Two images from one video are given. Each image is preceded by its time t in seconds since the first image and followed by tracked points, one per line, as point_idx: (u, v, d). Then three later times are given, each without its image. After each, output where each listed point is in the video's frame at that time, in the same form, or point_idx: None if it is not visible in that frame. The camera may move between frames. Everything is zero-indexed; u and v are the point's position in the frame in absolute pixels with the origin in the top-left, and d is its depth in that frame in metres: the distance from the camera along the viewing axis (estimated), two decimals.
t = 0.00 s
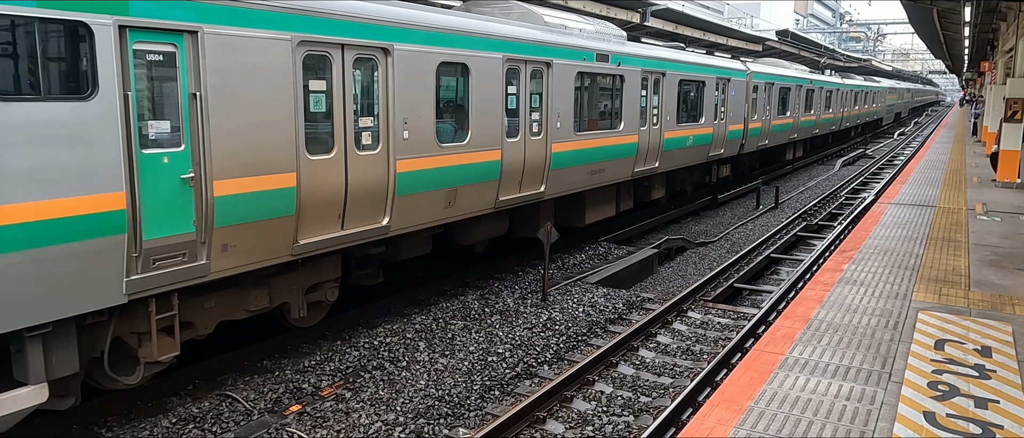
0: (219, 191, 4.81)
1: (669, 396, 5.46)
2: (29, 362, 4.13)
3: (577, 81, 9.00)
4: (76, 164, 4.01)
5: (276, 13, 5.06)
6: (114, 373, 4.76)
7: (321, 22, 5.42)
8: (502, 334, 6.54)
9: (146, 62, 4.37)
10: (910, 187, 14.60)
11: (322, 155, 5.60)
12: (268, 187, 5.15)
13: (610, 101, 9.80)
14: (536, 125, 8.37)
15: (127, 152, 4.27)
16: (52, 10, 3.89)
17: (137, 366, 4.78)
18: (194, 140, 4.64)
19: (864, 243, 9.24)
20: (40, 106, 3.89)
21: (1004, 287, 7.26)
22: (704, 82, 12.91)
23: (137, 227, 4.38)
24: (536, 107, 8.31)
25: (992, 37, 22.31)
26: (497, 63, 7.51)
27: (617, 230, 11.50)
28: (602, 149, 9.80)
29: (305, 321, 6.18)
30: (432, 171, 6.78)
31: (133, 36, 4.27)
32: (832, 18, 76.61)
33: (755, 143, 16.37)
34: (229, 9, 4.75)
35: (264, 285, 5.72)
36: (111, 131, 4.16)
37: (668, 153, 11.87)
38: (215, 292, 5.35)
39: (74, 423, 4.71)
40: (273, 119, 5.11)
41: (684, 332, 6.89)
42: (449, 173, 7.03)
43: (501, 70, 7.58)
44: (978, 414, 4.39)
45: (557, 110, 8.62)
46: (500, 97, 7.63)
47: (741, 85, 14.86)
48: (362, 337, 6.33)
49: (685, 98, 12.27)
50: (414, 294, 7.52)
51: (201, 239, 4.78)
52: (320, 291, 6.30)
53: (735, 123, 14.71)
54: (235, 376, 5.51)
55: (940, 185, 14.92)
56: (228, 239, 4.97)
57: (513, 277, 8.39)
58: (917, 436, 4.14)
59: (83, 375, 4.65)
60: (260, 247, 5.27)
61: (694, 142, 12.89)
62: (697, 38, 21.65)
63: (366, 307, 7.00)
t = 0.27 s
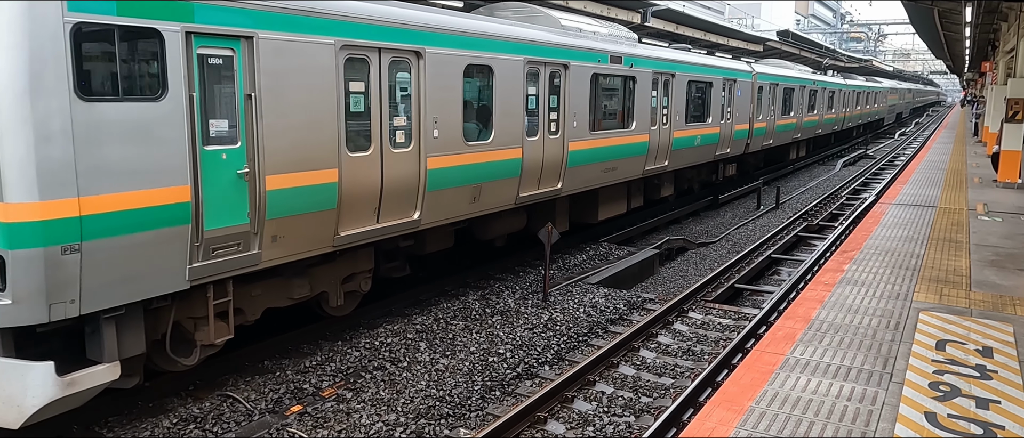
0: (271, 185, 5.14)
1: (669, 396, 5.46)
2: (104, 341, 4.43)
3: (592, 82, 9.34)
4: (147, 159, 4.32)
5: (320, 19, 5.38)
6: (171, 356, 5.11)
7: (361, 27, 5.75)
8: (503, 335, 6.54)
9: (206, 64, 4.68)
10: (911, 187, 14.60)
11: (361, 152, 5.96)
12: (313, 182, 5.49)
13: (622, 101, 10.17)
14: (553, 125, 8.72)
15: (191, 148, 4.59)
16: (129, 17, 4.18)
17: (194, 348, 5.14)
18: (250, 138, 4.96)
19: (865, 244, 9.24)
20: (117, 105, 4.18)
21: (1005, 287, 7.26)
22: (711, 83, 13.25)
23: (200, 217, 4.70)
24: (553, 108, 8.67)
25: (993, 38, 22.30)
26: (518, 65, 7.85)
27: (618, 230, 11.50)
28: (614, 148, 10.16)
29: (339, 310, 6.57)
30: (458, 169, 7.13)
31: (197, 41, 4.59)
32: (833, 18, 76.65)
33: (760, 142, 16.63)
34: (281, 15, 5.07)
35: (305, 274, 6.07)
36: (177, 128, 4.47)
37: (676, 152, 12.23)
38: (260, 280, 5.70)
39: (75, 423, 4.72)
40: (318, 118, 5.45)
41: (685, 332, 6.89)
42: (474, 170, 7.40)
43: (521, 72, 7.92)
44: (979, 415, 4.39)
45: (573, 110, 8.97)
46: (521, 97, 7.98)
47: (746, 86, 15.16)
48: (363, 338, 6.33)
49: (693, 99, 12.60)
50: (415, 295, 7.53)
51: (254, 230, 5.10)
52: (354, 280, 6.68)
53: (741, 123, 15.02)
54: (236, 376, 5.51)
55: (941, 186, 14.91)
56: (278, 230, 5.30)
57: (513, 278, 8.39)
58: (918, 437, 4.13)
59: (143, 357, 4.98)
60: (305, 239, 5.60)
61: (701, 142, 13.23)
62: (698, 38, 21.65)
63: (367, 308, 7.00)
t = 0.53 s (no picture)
0: (308, 181, 5.37)
1: (671, 397, 5.45)
2: (155, 328, 4.71)
3: (605, 83, 9.55)
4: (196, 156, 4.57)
5: (353, 24, 5.61)
6: (212, 343, 5.38)
7: (391, 31, 5.98)
8: (504, 335, 6.55)
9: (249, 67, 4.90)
10: (912, 188, 14.59)
11: (389, 150, 6.20)
12: (346, 179, 5.73)
13: (632, 102, 10.38)
14: (567, 124, 8.92)
15: (236, 146, 4.83)
16: (182, 23, 4.42)
17: (234, 336, 5.40)
18: (288, 137, 5.19)
19: (866, 244, 9.23)
20: (170, 106, 4.42)
21: (1006, 288, 7.26)
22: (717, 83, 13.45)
23: (242, 212, 4.94)
24: (567, 108, 8.87)
25: (994, 38, 22.27)
26: (536, 66, 8.06)
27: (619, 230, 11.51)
28: (625, 147, 10.38)
29: (364, 303, 6.83)
30: (478, 167, 7.35)
31: (242, 45, 4.81)
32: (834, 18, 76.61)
33: (764, 142, 16.71)
34: (317, 20, 5.29)
35: (335, 267, 6.32)
36: (223, 127, 4.71)
37: (683, 152, 12.45)
38: (294, 272, 5.94)
39: (75, 424, 4.72)
40: (351, 118, 5.69)
41: (686, 332, 6.89)
42: (494, 168, 7.62)
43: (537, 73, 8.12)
44: (980, 415, 4.39)
45: (586, 110, 9.17)
46: (538, 98, 8.18)
47: (752, 86, 15.34)
48: (364, 338, 6.34)
49: (700, 100, 12.79)
50: (415, 295, 7.53)
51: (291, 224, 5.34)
52: (379, 273, 6.92)
53: (746, 123, 15.20)
54: (237, 377, 5.51)
55: (942, 186, 14.90)
56: (313, 224, 5.54)
57: (514, 278, 8.39)
58: (919, 437, 4.13)
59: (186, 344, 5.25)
60: (337, 233, 5.84)
61: (708, 142, 13.45)
62: (699, 39, 21.64)
63: (368, 308, 7.01)
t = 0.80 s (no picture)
0: (342, 178, 5.61)
1: (671, 398, 5.46)
2: (204, 315, 5.00)
3: (617, 85, 9.72)
4: (243, 153, 4.82)
5: (384, 29, 5.85)
6: (252, 331, 5.63)
7: (417, 35, 6.21)
8: (504, 336, 6.55)
9: (289, 70, 5.14)
10: (913, 188, 14.58)
11: (417, 149, 6.44)
12: (377, 176, 5.97)
13: (642, 103, 10.57)
14: (581, 125, 9.10)
15: (278, 144, 5.08)
16: (230, 29, 4.66)
17: (272, 325, 5.65)
18: (325, 136, 5.44)
19: (867, 245, 9.22)
20: (220, 107, 4.66)
21: (1007, 288, 7.25)
22: (724, 85, 13.56)
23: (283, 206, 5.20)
24: (581, 109, 9.05)
25: (995, 38, 22.25)
26: (551, 69, 8.26)
27: (620, 231, 11.51)
28: (636, 147, 10.59)
29: (390, 295, 7.06)
30: (496, 165, 7.56)
31: (284, 49, 5.06)
32: (834, 19, 76.55)
33: (768, 142, 16.76)
34: (351, 26, 5.53)
35: (364, 260, 6.59)
36: (267, 126, 4.96)
37: (691, 152, 12.59)
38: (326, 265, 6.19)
39: (76, 424, 4.73)
40: (382, 118, 5.93)
41: (687, 333, 6.89)
42: (511, 167, 7.83)
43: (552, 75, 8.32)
44: (980, 416, 4.39)
45: (599, 111, 9.36)
46: (553, 99, 8.37)
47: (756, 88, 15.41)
48: (364, 339, 6.34)
49: (707, 101, 12.92)
50: (416, 296, 7.53)
51: (326, 219, 5.59)
52: (405, 267, 7.11)
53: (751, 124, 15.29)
54: (238, 378, 5.52)
55: (942, 187, 14.88)
56: (346, 220, 5.78)
57: (515, 279, 8.40)
58: None
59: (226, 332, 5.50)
60: (368, 228, 6.08)
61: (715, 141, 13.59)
62: (699, 40, 21.63)
63: (368, 309, 7.01)
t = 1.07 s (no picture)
0: (370, 176, 5.86)
1: (672, 398, 5.46)
2: (243, 305, 5.29)
3: (626, 86, 9.92)
4: (280, 151, 5.07)
5: (411, 32, 6.11)
6: (284, 321, 5.88)
7: (440, 38, 6.45)
8: (505, 336, 6.56)
9: (321, 72, 5.38)
10: (913, 189, 14.58)
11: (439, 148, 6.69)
12: (402, 174, 6.23)
13: (650, 104, 10.76)
14: (591, 125, 9.28)
15: (312, 143, 5.33)
16: (269, 33, 4.90)
17: (304, 316, 5.92)
18: (355, 135, 5.68)
19: (867, 245, 9.22)
20: (260, 107, 4.90)
21: (1007, 289, 7.25)
22: (729, 85, 13.68)
23: (316, 202, 5.45)
24: (591, 109, 9.24)
25: (996, 39, 22.24)
26: (565, 70, 8.50)
27: (620, 231, 11.52)
28: (646, 146, 10.79)
29: (412, 288, 7.29)
30: (511, 163, 7.77)
31: (318, 52, 5.31)
32: (835, 20, 76.47)
33: (771, 142, 16.77)
34: (380, 29, 5.79)
35: (387, 255, 6.82)
36: (302, 125, 5.21)
37: (696, 151, 12.72)
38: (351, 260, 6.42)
39: (77, 425, 4.76)
40: (407, 118, 6.18)
41: (688, 333, 6.90)
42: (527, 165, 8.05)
43: (564, 76, 8.52)
44: (980, 416, 4.39)
45: (609, 111, 9.54)
46: (565, 99, 8.57)
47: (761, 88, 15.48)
48: (365, 339, 6.35)
49: (712, 101, 13.02)
50: (416, 296, 7.53)
51: (354, 214, 5.83)
52: (426, 262, 7.35)
53: (756, 124, 15.37)
54: (238, 378, 5.53)
55: (943, 187, 14.88)
56: (373, 215, 6.03)
57: (515, 280, 8.40)
58: None
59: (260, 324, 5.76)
60: (393, 223, 6.33)
61: (721, 141, 13.71)
62: (700, 40, 21.62)
63: (368, 310, 7.02)
